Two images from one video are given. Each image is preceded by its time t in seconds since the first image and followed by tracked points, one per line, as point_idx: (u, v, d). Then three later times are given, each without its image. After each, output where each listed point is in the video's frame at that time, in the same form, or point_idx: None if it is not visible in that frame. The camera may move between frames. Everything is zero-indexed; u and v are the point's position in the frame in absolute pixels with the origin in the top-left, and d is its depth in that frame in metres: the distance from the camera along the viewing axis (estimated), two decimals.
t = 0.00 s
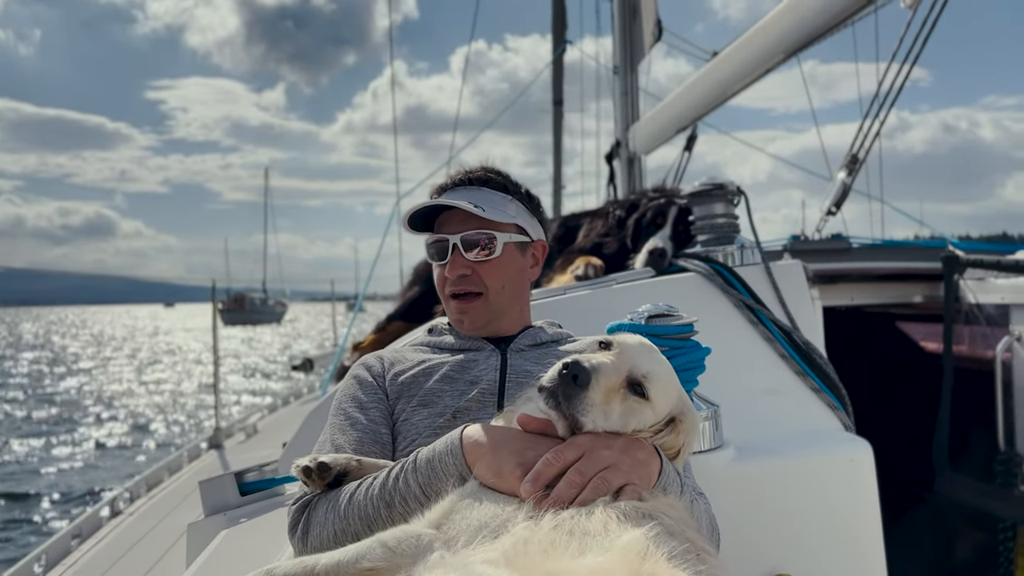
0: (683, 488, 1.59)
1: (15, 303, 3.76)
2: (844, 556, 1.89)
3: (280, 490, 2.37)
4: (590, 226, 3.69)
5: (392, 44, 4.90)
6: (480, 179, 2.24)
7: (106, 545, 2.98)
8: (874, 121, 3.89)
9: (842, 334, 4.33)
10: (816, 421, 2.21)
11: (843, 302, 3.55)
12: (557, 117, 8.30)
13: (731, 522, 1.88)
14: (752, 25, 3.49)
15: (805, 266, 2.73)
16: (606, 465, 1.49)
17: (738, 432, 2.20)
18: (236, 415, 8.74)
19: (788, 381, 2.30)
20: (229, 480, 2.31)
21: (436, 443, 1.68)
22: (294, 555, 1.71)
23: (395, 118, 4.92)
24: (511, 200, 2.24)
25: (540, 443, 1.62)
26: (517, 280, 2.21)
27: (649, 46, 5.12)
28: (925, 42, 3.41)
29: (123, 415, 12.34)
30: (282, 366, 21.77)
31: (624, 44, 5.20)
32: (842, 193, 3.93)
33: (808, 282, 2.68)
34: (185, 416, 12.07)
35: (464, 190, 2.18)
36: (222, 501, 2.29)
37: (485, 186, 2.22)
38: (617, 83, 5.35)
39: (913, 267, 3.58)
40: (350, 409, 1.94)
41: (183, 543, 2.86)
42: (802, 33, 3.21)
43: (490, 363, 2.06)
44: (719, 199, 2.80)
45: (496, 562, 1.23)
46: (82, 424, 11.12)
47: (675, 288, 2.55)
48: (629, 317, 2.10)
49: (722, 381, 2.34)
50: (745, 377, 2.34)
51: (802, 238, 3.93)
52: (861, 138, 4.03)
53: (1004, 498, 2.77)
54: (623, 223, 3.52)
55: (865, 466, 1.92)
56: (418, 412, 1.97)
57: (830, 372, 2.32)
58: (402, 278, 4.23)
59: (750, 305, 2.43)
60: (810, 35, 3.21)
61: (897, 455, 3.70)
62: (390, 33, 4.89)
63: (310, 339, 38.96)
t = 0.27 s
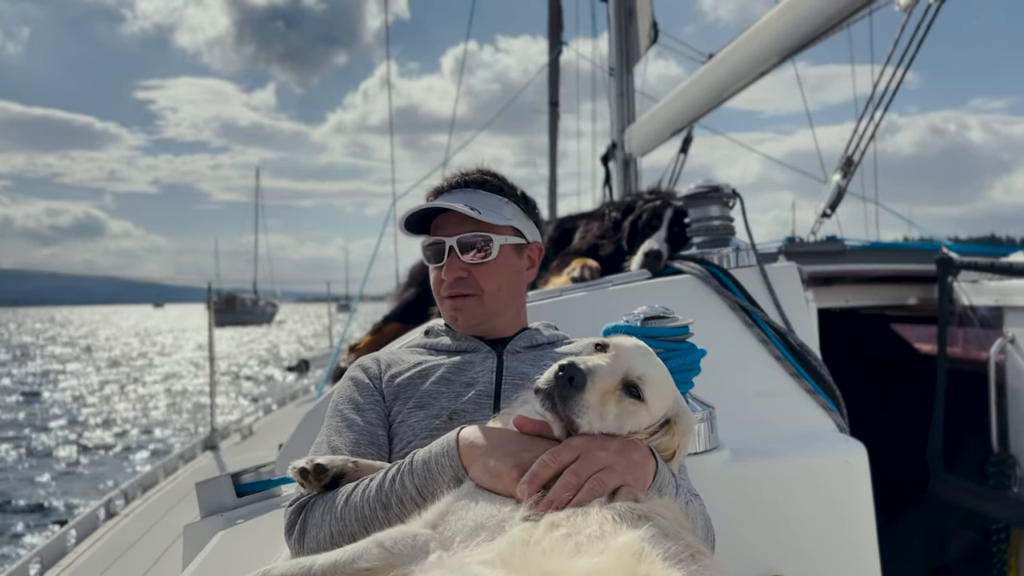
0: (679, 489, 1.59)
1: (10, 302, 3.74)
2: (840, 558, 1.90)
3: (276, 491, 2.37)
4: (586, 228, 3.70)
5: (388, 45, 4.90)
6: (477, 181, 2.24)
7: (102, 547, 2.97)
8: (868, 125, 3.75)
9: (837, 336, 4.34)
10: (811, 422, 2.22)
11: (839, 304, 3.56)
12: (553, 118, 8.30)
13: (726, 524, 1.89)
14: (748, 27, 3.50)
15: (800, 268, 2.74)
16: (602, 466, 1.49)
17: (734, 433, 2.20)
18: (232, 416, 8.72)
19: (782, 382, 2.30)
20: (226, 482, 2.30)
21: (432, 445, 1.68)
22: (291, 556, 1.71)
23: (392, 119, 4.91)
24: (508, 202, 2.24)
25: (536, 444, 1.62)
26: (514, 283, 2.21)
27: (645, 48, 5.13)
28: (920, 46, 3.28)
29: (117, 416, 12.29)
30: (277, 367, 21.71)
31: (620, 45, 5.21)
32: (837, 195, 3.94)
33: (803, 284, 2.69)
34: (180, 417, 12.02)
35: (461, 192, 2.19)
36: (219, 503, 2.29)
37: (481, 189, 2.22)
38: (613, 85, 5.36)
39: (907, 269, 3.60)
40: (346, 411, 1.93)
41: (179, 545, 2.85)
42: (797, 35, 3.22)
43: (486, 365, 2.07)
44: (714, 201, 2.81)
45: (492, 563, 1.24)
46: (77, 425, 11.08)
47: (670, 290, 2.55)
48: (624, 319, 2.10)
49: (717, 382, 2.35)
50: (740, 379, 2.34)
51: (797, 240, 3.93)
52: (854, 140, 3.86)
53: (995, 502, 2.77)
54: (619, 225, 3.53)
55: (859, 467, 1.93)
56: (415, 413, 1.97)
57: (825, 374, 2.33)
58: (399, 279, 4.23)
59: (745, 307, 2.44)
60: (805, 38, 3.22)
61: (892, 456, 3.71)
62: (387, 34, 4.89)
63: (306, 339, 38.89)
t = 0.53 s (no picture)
0: (674, 487, 1.59)
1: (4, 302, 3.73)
2: (834, 557, 1.90)
3: (272, 491, 2.36)
4: (582, 228, 3.70)
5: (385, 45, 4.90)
6: (489, 180, 2.24)
7: (97, 547, 2.95)
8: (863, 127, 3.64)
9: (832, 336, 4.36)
10: (806, 421, 2.23)
11: (833, 304, 3.57)
12: (549, 118, 8.31)
13: (721, 523, 1.89)
14: (743, 29, 3.51)
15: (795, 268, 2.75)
16: (596, 465, 1.49)
17: (728, 432, 2.21)
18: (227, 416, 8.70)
19: (777, 381, 2.32)
20: (221, 481, 2.29)
21: (427, 444, 1.67)
22: (286, 556, 1.70)
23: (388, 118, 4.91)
24: (517, 202, 2.26)
25: (531, 443, 1.62)
26: (524, 281, 2.25)
27: (641, 49, 5.14)
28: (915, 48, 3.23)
29: (110, 416, 12.23)
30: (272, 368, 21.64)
31: (616, 46, 5.22)
32: (831, 196, 3.96)
33: (797, 284, 2.70)
34: (174, 417, 11.98)
35: (476, 192, 2.17)
36: (214, 502, 2.28)
37: (493, 189, 2.22)
38: (609, 86, 5.37)
39: (901, 270, 3.61)
40: (342, 411, 1.93)
41: (174, 545, 2.84)
42: (792, 36, 3.24)
43: (481, 365, 2.06)
44: (710, 201, 2.80)
45: (487, 561, 1.24)
46: (71, 425, 11.04)
47: (665, 290, 2.56)
48: (620, 318, 2.11)
49: (712, 382, 2.35)
50: (734, 378, 2.35)
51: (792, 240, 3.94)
52: (849, 141, 3.73)
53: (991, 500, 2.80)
54: (615, 225, 3.53)
55: (854, 466, 1.94)
56: (410, 413, 1.96)
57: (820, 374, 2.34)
58: (395, 280, 4.22)
59: (740, 307, 2.44)
60: (800, 39, 3.23)
61: (886, 455, 3.72)
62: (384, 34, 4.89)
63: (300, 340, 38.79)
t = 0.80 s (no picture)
0: (673, 488, 1.60)
1: None
2: (833, 558, 1.90)
3: (269, 492, 2.34)
4: (579, 228, 3.70)
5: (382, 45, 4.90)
6: (502, 181, 2.22)
7: (94, 548, 2.94)
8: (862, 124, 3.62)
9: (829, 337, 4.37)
10: (804, 422, 2.24)
11: (830, 305, 3.58)
12: (545, 118, 8.31)
13: (719, 523, 1.89)
14: (741, 29, 3.50)
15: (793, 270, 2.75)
16: (596, 468, 1.49)
17: (726, 434, 2.22)
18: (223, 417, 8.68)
19: (775, 381, 2.32)
20: (219, 482, 2.29)
21: (426, 445, 1.67)
22: (284, 557, 1.70)
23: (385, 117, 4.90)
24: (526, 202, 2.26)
25: (529, 447, 1.62)
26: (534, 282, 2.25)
27: (638, 50, 5.15)
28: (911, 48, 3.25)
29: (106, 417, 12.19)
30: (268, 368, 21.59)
31: (613, 46, 5.23)
32: (828, 197, 3.97)
33: (795, 285, 2.70)
34: (170, 417, 11.94)
35: (491, 192, 2.15)
36: (212, 503, 2.27)
37: (506, 189, 2.20)
38: (605, 86, 5.37)
39: (898, 271, 3.62)
40: (341, 413, 1.93)
41: (172, 546, 2.83)
42: (790, 36, 3.24)
43: (480, 366, 2.06)
44: (708, 202, 2.81)
45: (487, 562, 1.25)
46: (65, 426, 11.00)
47: (663, 291, 2.55)
48: (618, 320, 2.11)
49: (710, 383, 2.36)
50: (732, 379, 2.36)
51: (789, 241, 3.95)
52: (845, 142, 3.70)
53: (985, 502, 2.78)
54: (612, 225, 3.53)
55: (851, 466, 1.94)
56: (409, 415, 1.96)
57: (818, 374, 2.34)
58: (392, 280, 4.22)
59: (737, 307, 2.44)
60: (798, 39, 3.23)
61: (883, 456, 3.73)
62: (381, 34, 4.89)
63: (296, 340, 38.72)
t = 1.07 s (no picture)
0: (668, 488, 1.60)
1: None
2: (828, 557, 1.91)
3: (266, 490, 2.33)
4: (575, 227, 3.70)
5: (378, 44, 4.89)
6: (503, 179, 2.23)
7: (89, 547, 2.93)
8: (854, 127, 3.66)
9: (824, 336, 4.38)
10: (799, 422, 2.24)
11: (826, 303, 3.59)
12: (542, 118, 8.30)
13: (714, 522, 1.90)
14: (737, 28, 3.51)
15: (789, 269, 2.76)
16: (591, 465, 1.49)
17: (721, 433, 2.22)
18: (218, 416, 8.66)
19: (770, 380, 2.33)
20: (215, 481, 2.28)
21: (425, 438, 1.67)
22: (282, 554, 1.69)
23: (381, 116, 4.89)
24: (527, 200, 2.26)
25: (527, 441, 1.62)
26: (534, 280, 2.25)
27: (634, 49, 5.16)
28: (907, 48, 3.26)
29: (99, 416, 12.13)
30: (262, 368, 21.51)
31: (609, 46, 5.24)
32: (824, 196, 3.98)
33: (791, 286, 2.71)
34: (164, 417, 11.88)
35: (493, 191, 2.15)
36: (208, 502, 2.26)
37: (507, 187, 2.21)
38: (602, 86, 5.38)
39: (893, 270, 3.63)
40: (338, 411, 1.92)
41: (168, 545, 2.81)
42: (785, 36, 3.25)
43: (478, 366, 2.06)
44: (704, 202, 2.81)
45: (484, 561, 1.25)
46: (59, 425, 10.95)
47: (658, 290, 2.55)
48: (614, 318, 2.11)
49: (706, 381, 2.36)
50: (727, 378, 2.36)
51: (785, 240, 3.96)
52: (840, 142, 3.69)
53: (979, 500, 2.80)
54: (609, 224, 3.54)
55: (847, 466, 1.95)
56: (407, 414, 1.96)
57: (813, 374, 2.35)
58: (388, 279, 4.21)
59: (733, 307, 2.44)
60: (794, 39, 3.24)
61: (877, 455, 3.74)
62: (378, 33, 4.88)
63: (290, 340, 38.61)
